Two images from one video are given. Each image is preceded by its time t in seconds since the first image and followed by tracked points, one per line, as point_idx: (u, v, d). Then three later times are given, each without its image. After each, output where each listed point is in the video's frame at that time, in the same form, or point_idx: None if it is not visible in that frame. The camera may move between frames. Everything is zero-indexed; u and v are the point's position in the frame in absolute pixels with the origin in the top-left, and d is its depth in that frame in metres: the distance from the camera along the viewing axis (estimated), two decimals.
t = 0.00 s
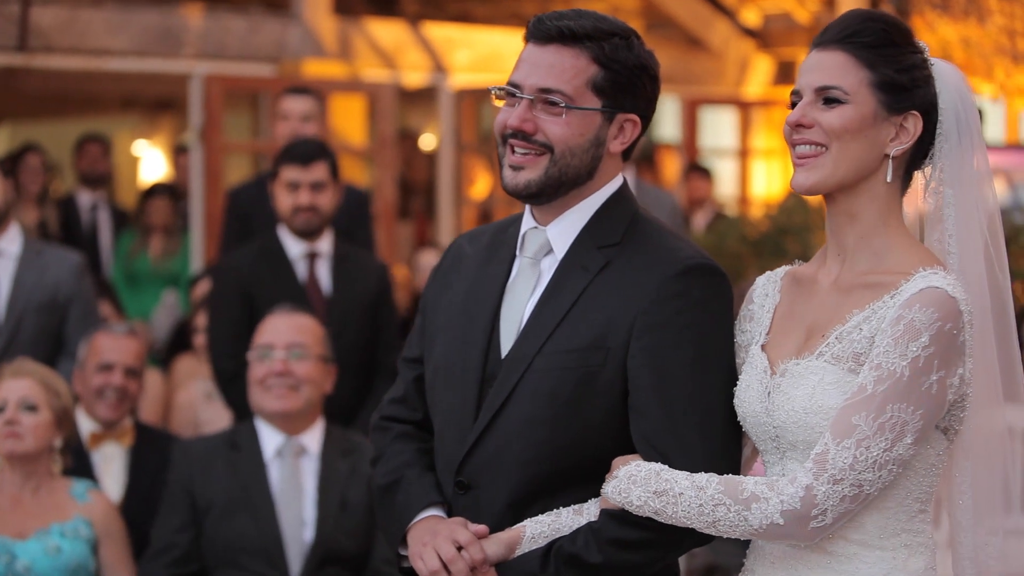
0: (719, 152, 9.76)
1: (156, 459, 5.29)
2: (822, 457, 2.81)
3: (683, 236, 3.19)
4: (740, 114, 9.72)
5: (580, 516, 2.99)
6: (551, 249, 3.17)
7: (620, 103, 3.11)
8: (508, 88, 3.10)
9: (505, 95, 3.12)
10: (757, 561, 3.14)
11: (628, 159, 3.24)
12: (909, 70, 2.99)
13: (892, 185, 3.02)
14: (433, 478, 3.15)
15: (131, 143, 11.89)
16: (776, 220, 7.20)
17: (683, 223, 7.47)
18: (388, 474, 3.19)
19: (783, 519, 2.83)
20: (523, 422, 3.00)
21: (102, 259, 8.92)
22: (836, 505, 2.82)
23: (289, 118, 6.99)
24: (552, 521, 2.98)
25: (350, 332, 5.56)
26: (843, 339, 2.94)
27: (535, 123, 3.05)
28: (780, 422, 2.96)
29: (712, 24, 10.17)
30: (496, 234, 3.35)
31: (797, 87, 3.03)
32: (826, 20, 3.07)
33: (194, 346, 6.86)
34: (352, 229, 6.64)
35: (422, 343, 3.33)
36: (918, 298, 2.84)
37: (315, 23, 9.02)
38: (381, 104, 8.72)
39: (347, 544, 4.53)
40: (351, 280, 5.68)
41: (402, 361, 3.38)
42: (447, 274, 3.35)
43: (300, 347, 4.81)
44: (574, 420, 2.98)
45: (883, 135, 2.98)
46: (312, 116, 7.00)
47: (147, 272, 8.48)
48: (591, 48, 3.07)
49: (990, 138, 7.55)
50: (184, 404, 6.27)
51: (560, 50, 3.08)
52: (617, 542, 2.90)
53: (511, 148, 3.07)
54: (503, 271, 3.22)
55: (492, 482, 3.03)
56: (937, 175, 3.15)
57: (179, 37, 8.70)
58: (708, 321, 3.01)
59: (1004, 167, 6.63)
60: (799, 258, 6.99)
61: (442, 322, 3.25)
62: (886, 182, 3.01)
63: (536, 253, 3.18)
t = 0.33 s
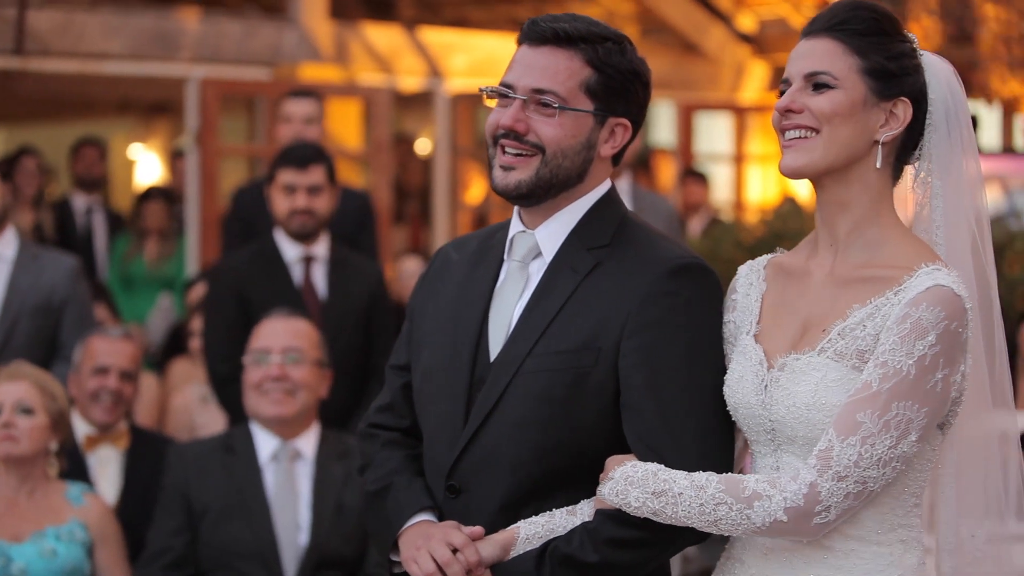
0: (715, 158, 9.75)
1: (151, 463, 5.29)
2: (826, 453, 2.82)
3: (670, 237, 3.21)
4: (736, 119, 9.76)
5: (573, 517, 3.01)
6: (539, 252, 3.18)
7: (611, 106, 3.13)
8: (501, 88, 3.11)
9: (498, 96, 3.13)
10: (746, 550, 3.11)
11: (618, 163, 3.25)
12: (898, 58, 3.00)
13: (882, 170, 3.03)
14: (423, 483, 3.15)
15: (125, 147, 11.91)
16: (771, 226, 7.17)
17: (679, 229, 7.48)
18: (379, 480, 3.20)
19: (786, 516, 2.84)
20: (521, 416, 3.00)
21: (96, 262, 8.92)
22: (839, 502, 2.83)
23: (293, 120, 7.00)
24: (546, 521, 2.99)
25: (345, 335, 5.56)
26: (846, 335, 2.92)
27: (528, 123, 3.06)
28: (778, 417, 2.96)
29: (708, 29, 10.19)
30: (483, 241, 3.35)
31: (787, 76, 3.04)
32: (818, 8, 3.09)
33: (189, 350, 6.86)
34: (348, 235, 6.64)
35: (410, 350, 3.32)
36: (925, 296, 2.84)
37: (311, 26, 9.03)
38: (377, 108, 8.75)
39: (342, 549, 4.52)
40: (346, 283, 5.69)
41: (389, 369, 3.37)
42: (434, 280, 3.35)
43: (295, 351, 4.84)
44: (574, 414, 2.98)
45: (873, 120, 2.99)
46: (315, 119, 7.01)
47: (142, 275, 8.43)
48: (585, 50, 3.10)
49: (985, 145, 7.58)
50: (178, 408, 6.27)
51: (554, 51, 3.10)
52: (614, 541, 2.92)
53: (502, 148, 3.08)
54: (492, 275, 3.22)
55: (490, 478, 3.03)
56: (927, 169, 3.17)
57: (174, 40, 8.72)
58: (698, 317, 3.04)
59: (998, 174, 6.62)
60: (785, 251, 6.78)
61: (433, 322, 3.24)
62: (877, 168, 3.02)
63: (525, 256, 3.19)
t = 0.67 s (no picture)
0: (704, 153, 9.76)
1: (140, 458, 5.28)
2: (805, 461, 2.81)
3: (651, 231, 3.22)
4: (725, 114, 9.76)
5: (557, 511, 3.00)
6: (520, 247, 3.17)
7: (592, 99, 3.13)
8: (483, 80, 3.13)
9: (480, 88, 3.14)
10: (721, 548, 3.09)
11: (599, 159, 3.25)
12: (875, 55, 3.00)
13: (855, 169, 3.02)
14: (403, 480, 3.14)
15: (115, 142, 11.92)
16: (759, 221, 7.02)
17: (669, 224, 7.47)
18: (359, 479, 3.19)
19: (768, 525, 2.84)
20: (498, 418, 3.00)
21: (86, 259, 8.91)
22: (820, 508, 2.83)
23: (294, 114, 7.00)
24: (529, 515, 2.98)
25: (333, 330, 5.54)
26: (814, 336, 2.92)
27: (509, 114, 3.07)
28: (750, 416, 2.96)
29: (697, 24, 10.20)
30: (463, 240, 3.34)
31: (762, 71, 3.04)
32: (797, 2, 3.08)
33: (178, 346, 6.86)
34: (336, 231, 6.63)
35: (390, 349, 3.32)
36: (892, 296, 2.84)
37: (300, 22, 9.04)
38: (366, 103, 8.75)
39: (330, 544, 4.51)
40: (334, 279, 5.68)
41: (369, 368, 3.37)
42: (415, 278, 3.34)
43: (284, 347, 4.84)
44: (551, 414, 2.98)
45: (847, 119, 2.99)
46: (317, 113, 7.02)
47: (132, 270, 8.46)
48: (567, 42, 3.10)
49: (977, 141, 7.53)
50: (168, 404, 6.26)
51: (536, 43, 3.11)
52: (596, 533, 2.92)
53: (483, 140, 3.09)
54: (471, 274, 3.22)
55: (470, 480, 3.02)
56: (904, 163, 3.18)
57: (163, 36, 8.73)
58: (682, 308, 3.05)
59: (986, 168, 6.52)
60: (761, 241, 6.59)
61: (410, 323, 3.24)
62: (849, 166, 3.01)
63: (506, 251, 3.18)
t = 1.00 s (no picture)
0: (699, 149, 9.83)
1: (137, 455, 5.28)
2: (791, 453, 2.81)
3: (635, 228, 3.21)
4: (720, 112, 9.77)
5: (541, 509, 3.00)
6: (502, 241, 3.16)
7: (575, 95, 3.13)
8: (465, 73, 3.12)
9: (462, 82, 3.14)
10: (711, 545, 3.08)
11: (582, 156, 3.25)
12: (866, 54, 3.00)
13: (845, 169, 3.02)
14: (388, 477, 3.14)
15: (111, 140, 11.92)
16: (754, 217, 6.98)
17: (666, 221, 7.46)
18: (342, 476, 3.18)
19: (754, 516, 2.84)
20: (483, 412, 2.99)
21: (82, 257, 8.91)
22: (807, 500, 2.83)
23: (306, 111, 6.99)
24: (514, 514, 2.98)
25: (327, 327, 5.52)
26: (802, 330, 2.92)
27: (491, 107, 3.07)
28: (738, 412, 2.96)
29: (693, 22, 10.20)
30: (445, 236, 3.33)
31: (754, 67, 3.03)
32: None
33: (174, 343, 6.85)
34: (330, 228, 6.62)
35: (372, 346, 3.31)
36: (878, 288, 2.84)
37: (295, 20, 9.04)
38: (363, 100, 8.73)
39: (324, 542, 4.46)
40: (327, 277, 5.64)
41: (352, 365, 3.36)
42: (395, 275, 3.33)
43: (278, 345, 4.81)
44: (537, 407, 2.98)
45: (838, 118, 2.98)
46: (329, 111, 7.00)
47: (126, 267, 8.45)
48: (551, 36, 3.10)
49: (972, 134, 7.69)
50: (164, 402, 6.25)
51: (520, 37, 3.11)
52: (582, 531, 2.91)
53: (465, 134, 3.08)
54: (452, 268, 3.21)
55: (456, 475, 3.02)
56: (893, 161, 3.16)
57: (159, 34, 8.73)
58: (665, 306, 3.04)
59: (982, 165, 6.53)
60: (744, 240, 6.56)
61: (392, 319, 3.23)
62: (840, 165, 3.01)
63: (487, 246, 3.17)
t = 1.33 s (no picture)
0: (699, 151, 9.85)
1: (136, 456, 5.28)
2: (784, 460, 2.82)
3: (619, 227, 3.20)
4: (720, 112, 9.75)
5: (530, 515, 3.00)
6: (485, 243, 3.16)
7: (554, 91, 3.13)
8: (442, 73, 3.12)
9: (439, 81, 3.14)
10: (693, 550, 3.08)
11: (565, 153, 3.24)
12: (896, 77, 3.01)
13: (848, 180, 3.02)
14: (377, 482, 3.15)
15: (110, 140, 11.92)
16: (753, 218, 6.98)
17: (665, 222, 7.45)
18: (333, 481, 3.18)
19: (746, 523, 2.84)
20: (469, 418, 2.99)
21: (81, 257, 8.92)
22: (799, 506, 2.85)
23: (317, 114, 6.99)
24: (503, 520, 2.98)
25: (327, 327, 5.53)
26: (793, 334, 2.92)
27: (467, 106, 3.07)
28: (725, 415, 2.95)
29: (693, 23, 10.23)
30: (429, 235, 3.33)
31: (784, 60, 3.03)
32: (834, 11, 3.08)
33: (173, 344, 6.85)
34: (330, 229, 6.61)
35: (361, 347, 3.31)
36: (876, 295, 2.85)
37: (295, 20, 9.05)
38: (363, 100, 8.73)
39: (322, 541, 4.48)
40: (327, 278, 5.65)
41: (340, 365, 3.35)
42: (382, 276, 3.33)
43: (280, 347, 4.81)
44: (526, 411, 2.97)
45: (850, 130, 2.99)
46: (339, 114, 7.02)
47: (126, 269, 8.44)
48: (526, 33, 3.10)
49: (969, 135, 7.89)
50: (163, 402, 6.25)
51: (495, 35, 3.11)
52: (571, 539, 2.91)
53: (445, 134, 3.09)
54: (438, 269, 3.20)
55: (444, 480, 3.02)
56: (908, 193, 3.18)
57: (158, 34, 8.74)
58: (645, 308, 3.04)
59: (980, 166, 6.55)
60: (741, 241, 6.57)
61: (380, 320, 3.22)
62: (843, 177, 3.02)
63: (471, 247, 3.16)
